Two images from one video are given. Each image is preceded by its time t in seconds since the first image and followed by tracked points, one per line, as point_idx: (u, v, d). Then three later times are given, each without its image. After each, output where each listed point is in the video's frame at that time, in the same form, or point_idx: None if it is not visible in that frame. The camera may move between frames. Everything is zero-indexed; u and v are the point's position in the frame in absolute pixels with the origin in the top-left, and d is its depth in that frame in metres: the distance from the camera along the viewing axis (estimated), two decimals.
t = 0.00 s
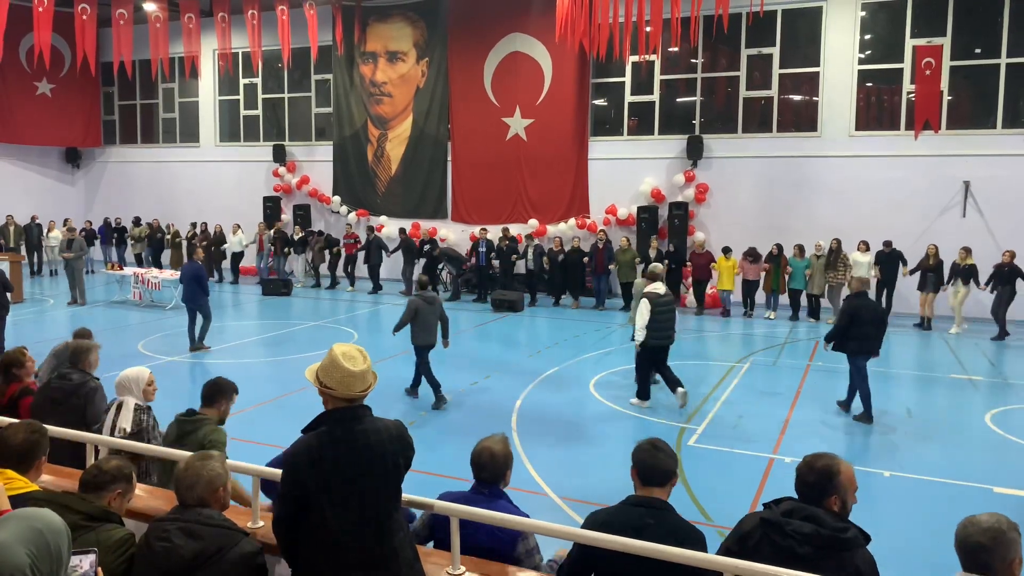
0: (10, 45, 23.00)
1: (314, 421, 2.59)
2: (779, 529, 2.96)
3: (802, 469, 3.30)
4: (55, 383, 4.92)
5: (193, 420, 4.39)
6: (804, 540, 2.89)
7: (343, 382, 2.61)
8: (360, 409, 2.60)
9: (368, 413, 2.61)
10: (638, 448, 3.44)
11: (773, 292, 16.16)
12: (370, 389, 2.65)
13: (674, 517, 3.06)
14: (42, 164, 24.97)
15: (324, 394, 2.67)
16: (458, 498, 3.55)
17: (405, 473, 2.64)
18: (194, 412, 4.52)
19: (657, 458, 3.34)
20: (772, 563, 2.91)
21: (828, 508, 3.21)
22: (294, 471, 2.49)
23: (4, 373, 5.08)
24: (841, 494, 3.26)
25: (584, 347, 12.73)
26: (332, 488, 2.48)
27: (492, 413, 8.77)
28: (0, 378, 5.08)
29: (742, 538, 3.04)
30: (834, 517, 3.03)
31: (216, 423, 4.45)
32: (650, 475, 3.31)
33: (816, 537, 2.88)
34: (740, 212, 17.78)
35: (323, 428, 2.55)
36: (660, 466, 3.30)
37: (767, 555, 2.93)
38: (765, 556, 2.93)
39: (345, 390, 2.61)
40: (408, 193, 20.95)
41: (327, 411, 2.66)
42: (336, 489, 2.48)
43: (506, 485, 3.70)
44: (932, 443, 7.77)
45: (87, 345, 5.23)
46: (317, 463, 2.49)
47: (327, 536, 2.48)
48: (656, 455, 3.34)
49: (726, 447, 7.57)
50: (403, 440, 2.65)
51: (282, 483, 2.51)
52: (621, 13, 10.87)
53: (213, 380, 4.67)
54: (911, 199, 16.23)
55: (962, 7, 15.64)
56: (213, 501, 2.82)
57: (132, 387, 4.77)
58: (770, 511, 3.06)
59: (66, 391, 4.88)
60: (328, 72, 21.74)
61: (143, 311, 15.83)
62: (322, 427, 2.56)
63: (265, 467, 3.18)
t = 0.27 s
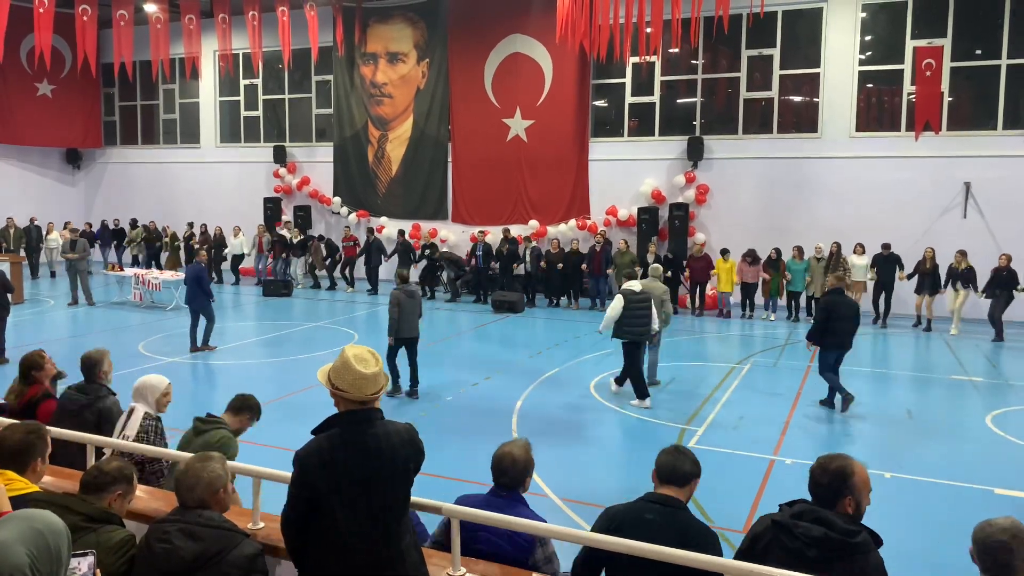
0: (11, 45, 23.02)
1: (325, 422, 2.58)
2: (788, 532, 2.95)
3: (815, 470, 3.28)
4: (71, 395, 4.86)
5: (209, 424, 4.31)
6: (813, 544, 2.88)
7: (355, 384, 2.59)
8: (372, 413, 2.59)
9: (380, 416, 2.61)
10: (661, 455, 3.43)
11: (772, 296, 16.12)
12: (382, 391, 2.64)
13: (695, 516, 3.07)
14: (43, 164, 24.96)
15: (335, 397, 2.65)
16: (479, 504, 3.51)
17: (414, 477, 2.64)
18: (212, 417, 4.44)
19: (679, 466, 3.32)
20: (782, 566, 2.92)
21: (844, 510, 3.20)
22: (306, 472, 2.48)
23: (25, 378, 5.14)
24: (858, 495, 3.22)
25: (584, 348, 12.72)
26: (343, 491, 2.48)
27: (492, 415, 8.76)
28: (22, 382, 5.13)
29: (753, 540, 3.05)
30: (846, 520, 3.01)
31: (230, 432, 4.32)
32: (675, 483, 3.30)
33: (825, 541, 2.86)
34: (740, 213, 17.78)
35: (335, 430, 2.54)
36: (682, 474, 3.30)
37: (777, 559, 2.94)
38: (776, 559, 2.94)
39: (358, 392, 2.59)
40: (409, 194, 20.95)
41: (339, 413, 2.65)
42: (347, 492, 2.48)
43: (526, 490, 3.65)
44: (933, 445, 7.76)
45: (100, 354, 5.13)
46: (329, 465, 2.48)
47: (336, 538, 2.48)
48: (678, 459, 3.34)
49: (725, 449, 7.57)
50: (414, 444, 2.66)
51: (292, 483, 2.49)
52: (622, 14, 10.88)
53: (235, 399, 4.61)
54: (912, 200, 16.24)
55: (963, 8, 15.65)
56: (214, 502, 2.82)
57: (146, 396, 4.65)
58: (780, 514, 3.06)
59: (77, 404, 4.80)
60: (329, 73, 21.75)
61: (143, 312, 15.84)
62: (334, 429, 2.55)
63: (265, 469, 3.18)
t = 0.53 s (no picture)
0: (11, 47, 23.03)
1: (330, 424, 2.57)
2: (805, 530, 2.93)
3: (829, 465, 3.25)
4: (87, 390, 4.81)
5: (225, 422, 4.32)
6: (833, 541, 2.87)
7: (361, 387, 2.57)
8: (377, 416, 2.59)
9: (384, 420, 2.60)
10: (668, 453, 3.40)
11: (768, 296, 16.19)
12: (387, 394, 2.63)
13: (690, 513, 3.05)
14: (42, 165, 24.95)
15: (340, 398, 2.63)
16: (495, 496, 3.46)
17: (417, 481, 2.64)
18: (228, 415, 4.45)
19: (687, 465, 3.29)
20: (801, 565, 2.90)
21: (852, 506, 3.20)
22: (309, 474, 2.47)
23: (41, 378, 5.08)
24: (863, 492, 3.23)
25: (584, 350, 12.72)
26: (346, 493, 2.47)
27: (492, 416, 8.76)
28: (38, 383, 5.10)
29: (767, 538, 3.02)
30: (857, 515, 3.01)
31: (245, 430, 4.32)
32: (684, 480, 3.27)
33: (844, 538, 2.86)
34: (740, 215, 17.79)
35: (340, 432, 2.53)
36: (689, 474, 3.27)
37: (795, 558, 2.92)
38: (794, 558, 2.92)
39: (363, 394, 2.57)
40: (409, 195, 20.95)
41: (343, 415, 2.63)
42: (351, 494, 2.48)
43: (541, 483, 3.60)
44: (934, 446, 7.76)
45: (112, 348, 5.00)
46: (333, 467, 2.48)
47: (338, 539, 2.48)
48: (684, 458, 3.31)
49: (725, 450, 7.57)
50: (418, 448, 2.66)
51: (296, 484, 2.49)
52: (623, 15, 10.88)
53: (250, 401, 4.60)
54: (912, 202, 16.24)
55: (962, 10, 15.66)
56: (214, 504, 2.82)
57: (167, 394, 4.67)
58: (794, 510, 3.03)
59: (91, 400, 4.74)
60: (329, 75, 21.78)
61: (143, 314, 15.84)
62: (339, 431, 2.54)
63: (265, 470, 3.18)
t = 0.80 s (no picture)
0: (12, 48, 23.04)
1: (331, 427, 2.57)
2: (804, 513, 2.92)
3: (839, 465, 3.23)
4: (97, 388, 4.79)
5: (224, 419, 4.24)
6: (829, 521, 2.85)
7: (362, 390, 2.56)
8: (379, 421, 2.58)
9: (386, 424, 2.60)
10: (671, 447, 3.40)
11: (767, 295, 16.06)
12: (389, 398, 2.61)
13: (695, 506, 3.05)
14: (43, 167, 24.95)
15: (342, 402, 2.62)
16: (512, 500, 3.41)
17: (417, 486, 2.64)
18: (231, 411, 4.39)
19: (688, 458, 3.29)
20: (799, 547, 2.85)
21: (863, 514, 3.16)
22: (310, 478, 2.46)
23: (54, 376, 5.04)
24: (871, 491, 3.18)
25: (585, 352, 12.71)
26: (346, 497, 2.47)
27: (493, 418, 8.75)
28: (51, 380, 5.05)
29: (770, 526, 2.99)
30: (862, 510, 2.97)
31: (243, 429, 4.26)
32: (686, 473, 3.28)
33: (840, 517, 2.84)
34: (740, 217, 17.79)
35: (341, 436, 2.53)
36: (690, 467, 3.27)
37: (794, 541, 2.88)
38: (792, 540, 2.89)
39: (365, 398, 2.56)
40: (409, 197, 20.96)
41: (345, 418, 2.62)
42: (351, 498, 2.47)
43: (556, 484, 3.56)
44: (935, 449, 7.74)
45: (126, 349, 5.04)
46: (334, 472, 2.47)
47: (338, 544, 2.48)
48: (686, 453, 3.31)
49: (725, 452, 7.57)
50: (419, 453, 2.65)
51: (296, 488, 2.48)
52: (623, 18, 10.89)
53: (257, 396, 4.58)
54: (912, 204, 16.24)
55: (963, 13, 15.67)
56: (215, 505, 2.81)
57: (186, 391, 4.60)
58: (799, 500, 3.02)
59: (100, 398, 4.73)
60: (330, 77, 21.80)
61: (143, 315, 15.84)
62: (340, 435, 2.53)
63: (266, 472, 3.17)
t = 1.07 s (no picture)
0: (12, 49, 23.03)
1: (331, 427, 2.57)
2: (837, 530, 2.92)
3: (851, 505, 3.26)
4: (100, 401, 4.77)
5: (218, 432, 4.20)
6: (865, 536, 2.85)
7: (363, 391, 2.55)
8: (380, 422, 2.58)
9: (387, 425, 2.59)
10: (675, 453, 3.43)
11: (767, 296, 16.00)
12: (389, 399, 2.61)
13: (704, 512, 3.03)
14: (44, 168, 24.94)
15: (342, 403, 2.61)
16: (527, 508, 3.36)
17: (417, 488, 2.63)
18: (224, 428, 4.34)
19: (694, 463, 3.31)
20: (830, 558, 2.83)
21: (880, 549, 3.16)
22: (309, 480, 2.46)
23: (62, 385, 5.03)
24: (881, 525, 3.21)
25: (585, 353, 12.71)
26: (345, 498, 2.46)
27: (493, 419, 8.74)
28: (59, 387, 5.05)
29: (795, 542, 2.96)
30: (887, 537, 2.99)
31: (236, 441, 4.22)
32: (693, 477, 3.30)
33: (875, 533, 2.85)
34: (740, 218, 17.79)
35: (339, 436, 2.52)
36: (696, 471, 3.29)
37: (824, 552, 2.85)
38: (824, 551, 2.86)
39: (366, 399, 2.55)
40: (409, 198, 20.96)
41: (345, 419, 2.62)
42: (350, 499, 2.47)
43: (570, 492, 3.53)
44: (935, 450, 7.74)
45: (129, 362, 4.97)
46: (333, 473, 2.47)
47: (336, 546, 2.47)
48: (692, 458, 3.33)
49: (725, 453, 7.57)
50: (419, 455, 2.65)
51: (294, 488, 2.48)
52: (624, 19, 10.89)
53: (249, 401, 4.58)
54: (912, 206, 16.24)
55: (963, 14, 15.67)
56: (215, 506, 2.81)
57: (191, 405, 4.71)
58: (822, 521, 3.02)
59: (105, 412, 4.71)
60: (330, 78, 21.81)
61: (143, 316, 15.83)
62: (339, 436, 2.53)
63: (267, 473, 3.17)
